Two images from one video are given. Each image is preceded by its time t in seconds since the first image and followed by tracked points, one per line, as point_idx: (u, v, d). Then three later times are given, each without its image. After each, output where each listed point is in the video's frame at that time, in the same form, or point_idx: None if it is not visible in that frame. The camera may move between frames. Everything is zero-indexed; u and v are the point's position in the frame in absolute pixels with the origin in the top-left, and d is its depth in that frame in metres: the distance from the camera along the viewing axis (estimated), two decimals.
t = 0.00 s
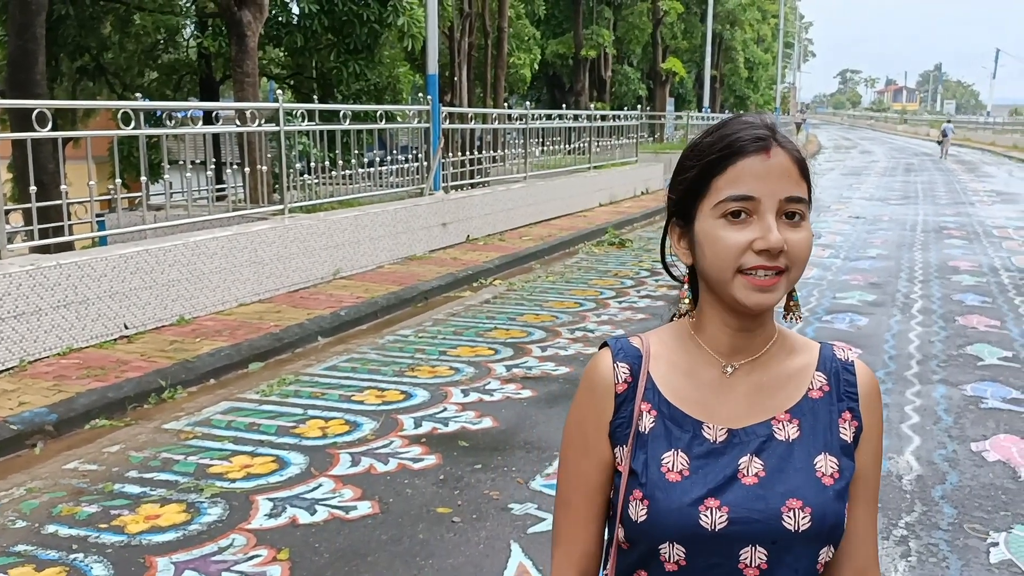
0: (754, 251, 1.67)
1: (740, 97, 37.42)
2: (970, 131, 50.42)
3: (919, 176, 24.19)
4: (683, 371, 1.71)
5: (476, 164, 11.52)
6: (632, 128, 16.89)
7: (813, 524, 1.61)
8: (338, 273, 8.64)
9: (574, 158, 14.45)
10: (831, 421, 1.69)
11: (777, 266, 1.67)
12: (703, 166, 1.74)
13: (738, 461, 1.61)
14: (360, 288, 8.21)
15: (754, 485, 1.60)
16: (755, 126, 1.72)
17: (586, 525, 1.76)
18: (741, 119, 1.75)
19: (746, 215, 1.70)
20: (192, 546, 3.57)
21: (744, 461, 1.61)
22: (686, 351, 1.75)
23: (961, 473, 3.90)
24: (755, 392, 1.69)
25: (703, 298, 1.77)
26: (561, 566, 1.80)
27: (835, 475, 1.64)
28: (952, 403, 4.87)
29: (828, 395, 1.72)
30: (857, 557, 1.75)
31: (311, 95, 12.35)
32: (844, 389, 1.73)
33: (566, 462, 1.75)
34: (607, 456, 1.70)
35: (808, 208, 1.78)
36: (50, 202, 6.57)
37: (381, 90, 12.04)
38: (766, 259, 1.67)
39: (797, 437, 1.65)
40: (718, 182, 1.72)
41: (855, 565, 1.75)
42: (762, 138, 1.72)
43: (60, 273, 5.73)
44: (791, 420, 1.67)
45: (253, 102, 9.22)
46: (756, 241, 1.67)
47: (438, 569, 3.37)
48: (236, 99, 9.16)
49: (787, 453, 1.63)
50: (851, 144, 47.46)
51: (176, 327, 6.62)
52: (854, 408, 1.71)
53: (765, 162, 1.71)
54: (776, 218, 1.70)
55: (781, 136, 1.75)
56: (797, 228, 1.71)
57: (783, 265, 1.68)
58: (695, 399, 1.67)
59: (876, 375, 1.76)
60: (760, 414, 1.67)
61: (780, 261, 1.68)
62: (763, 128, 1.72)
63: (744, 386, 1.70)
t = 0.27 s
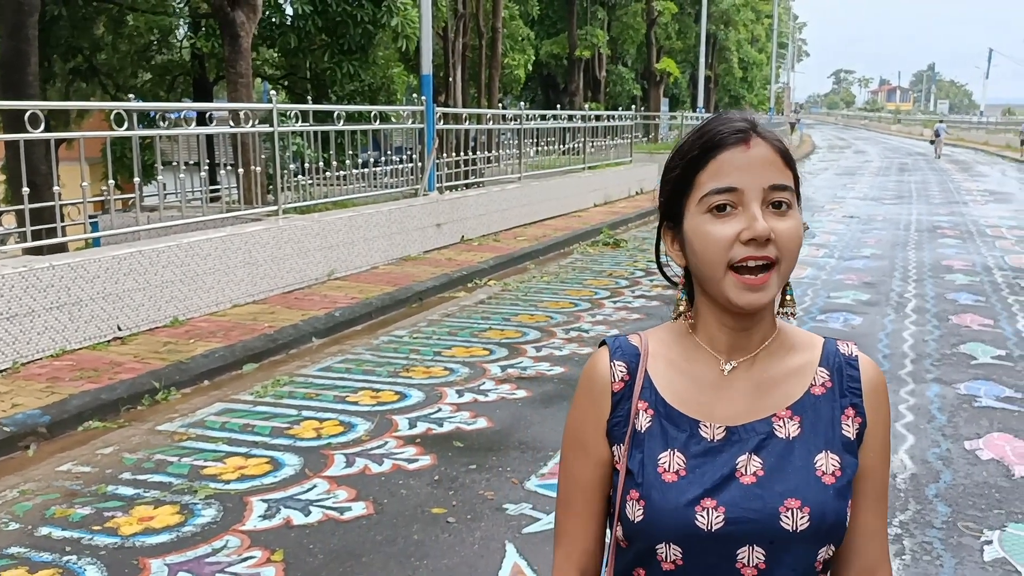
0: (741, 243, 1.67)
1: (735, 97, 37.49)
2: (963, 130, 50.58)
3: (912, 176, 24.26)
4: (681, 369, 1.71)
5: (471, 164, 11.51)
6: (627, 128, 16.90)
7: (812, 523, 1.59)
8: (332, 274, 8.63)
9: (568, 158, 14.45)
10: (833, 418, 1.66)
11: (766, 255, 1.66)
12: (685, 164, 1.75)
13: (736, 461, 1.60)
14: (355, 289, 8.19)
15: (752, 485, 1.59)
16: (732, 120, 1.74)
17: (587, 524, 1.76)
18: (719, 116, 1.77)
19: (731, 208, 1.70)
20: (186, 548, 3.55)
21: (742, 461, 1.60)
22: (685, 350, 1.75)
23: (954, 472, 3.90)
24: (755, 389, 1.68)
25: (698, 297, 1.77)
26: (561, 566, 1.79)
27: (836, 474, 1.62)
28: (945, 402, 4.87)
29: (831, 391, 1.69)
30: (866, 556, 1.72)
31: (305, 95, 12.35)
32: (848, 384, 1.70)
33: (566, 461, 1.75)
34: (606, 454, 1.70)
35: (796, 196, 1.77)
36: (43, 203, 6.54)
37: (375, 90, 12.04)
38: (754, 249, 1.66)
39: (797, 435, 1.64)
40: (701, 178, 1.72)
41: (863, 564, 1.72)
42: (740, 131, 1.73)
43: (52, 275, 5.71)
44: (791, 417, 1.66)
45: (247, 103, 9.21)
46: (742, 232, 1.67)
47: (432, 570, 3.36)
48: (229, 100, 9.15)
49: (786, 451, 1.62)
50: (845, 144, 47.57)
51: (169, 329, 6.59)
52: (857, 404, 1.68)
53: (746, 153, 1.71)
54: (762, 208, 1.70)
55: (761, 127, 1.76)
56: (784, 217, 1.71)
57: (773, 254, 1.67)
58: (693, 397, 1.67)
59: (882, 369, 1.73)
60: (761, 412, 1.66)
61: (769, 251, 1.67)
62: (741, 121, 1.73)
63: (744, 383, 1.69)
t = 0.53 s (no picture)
0: (704, 249, 1.69)
1: (719, 96, 37.61)
2: (945, 128, 50.94)
3: (896, 174, 24.40)
4: (672, 368, 1.73)
5: (457, 164, 11.49)
6: (613, 128, 16.92)
7: (800, 529, 1.58)
8: (318, 275, 8.59)
9: (554, 158, 14.45)
10: (825, 421, 1.65)
11: (730, 257, 1.68)
12: (642, 181, 1.78)
13: (724, 463, 1.61)
14: (341, 290, 8.16)
15: (740, 489, 1.58)
16: (674, 127, 1.76)
17: (578, 522, 1.79)
18: (663, 124, 1.79)
19: (689, 216, 1.72)
20: (171, 552, 3.52)
21: (730, 464, 1.60)
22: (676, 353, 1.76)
23: (939, 467, 3.92)
24: (746, 389, 1.68)
25: (681, 304, 1.79)
26: (554, 562, 1.84)
27: (826, 479, 1.61)
28: (930, 398, 4.89)
29: (824, 394, 1.67)
30: (858, 556, 1.72)
31: (290, 96, 12.31)
32: (841, 387, 1.68)
33: (558, 458, 1.80)
34: (596, 453, 1.74)
35: (759, 187, 1.77)
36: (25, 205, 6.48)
37: (360, 91, 12.01)
38: (716, 253, 1.68)
39: (788, 439, 1.62)
40: (657, 192, 1.76)
41: (855, 563, 1.72)
42: (685, 137, 1.75)
43: (35, 277, 5.66)
44: (782, 420, 1.64)
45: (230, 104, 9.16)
46: (702, 238, 1.69)
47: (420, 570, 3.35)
48: (213, 101, 9.10)
49: (776, 455, 1.61)
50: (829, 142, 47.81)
51: (154, 331, 6.55)
52: (850, 407, 1.66)
53: (696, 158, 1.73)
54: (720, 210, 1.72)
55: (709, 128, 1.77)
56: (744, 213, 1.72)
57: (736, 254, 1.68)
58: (682, 398, 1.68)
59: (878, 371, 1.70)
60: (751, 412, 1.66)
61: (732, 251, 1.68)
62: (683, 127, 1.75)
63: (735, 383, 1.69)
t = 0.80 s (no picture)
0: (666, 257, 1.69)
1: (701, 96, 37.74)
2: (925, 128, 51.36)
3: (876, 173, 24.57)
4: (651, 370, 1.74)
5: (439, 165, 11.47)
6: (595, 128, 16.94)
7: (765, 536, 1.59)
8: (300, 277, 8.54)
9: (537, 159, 14.45)
10: (801, 428, 1.63)
11: (692, 265, 1.67)
12: (615, 188, 1.80)
13: (694, 467, 1.62)
14: (323, 291, 8.12)
15: (707, 493, 1.59)
16: (642, 133, 1.76)
17: (558, 517, 1.83)
18: (635, 129, 1.79)
19: (655, 223, 1.72)
20: (152, 556, 3.49)
21: (700, 468, 1.61)
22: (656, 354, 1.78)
23: (920, 464, 3.94)
24: (720, 394, 1.68)
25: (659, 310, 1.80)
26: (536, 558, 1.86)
27: (797, 487, 1.60)
28: (911, 395, 4.92)
29: (802, 400, 1.65)
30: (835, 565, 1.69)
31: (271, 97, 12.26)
32: (821, 394, 1.65)
33: (541, 454, 1.85)
34: (576, 449, 1.79)
35: (734, 190, 1.74)
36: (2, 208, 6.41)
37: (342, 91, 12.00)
38: (679, 261, 1.68)
39: (761, 445, 1.62)
40: (626, 199, 1.77)
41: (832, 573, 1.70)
42: (653, 143, 1.74)
43: (14, 281, 5.59)
44: (757, 426, 1.63)
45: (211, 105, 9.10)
46: (665, 246, 1.69)
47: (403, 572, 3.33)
48: (193, 102, 9.03)
49: (746, 461, 1.61)
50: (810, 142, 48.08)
51: (134, 334, 6.49)
52: (828, 415, 1.64)
53: (662, 165, 1.73)
54: (685, 216, 1.70)
55: (681, 132, 1.75)
56: (711, 219, 1.70)
57: (700, 262, 1.67)
58: (656, 399, 1.70)
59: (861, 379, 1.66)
60: (723, 417, 1.65)
61: (694, 259, 1.67)
62: (649, 132, 1.74)
63: (709, 388, 1.69)
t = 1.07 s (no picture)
0: (643, 244, 1.69)
1: (683, 97, 37.87)
2: (904, 129, 51.74)
3: (857, 173, 24.74)
4: (621, 365, 1.75)
5: (421, 165, 11.43)
6: (578, 128, 16.95)
7: (729, 536, 1.59)
8: (281, 277, 8.48)
9: (520, 159, 14.43)
10: (768, 430, 1.64)
11: (667, 254, 1.67)
12: (601, 170, 1.80)
13: (662, 466, 1.62)
14: (305, 292, 8.07)
15: (674, 492, 1.60)
16: (635, 119, 1.75)
17: (526, 507, 1.83)
18: (629, 115, 1.79)
19: (637, 209, 1.72)
20: (131, 559, 3.45)
21: (668, 467, 1.61)
22: (629, 347, 1.78)
23: (900, 463, 3.95)
24: (690, 391, 1.69)
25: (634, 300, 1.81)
26: (500, 547, 1.86)
27: (762, 487, 1.61)
28: (891, 394, 4.94)
29: (770, 402, 1.66)
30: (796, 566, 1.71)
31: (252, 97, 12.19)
32: (788, 396, 1.67)
33: (509, 445, 1.84)
34: (544, 442, 1.78)
35: (718, 186, 1.73)
36: None
37: (323, 91, 11.99)
38: (654, 250, 1.68)
39: (727, 445, 1.62)
40: (611, 183, 1.77)
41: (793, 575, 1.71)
42: (643, 129, 1.74)
43: None
44: (724, 426, 1.64)
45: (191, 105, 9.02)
46: (643, 233, 1.69)
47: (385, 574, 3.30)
48: (172, 101, 8.96)
49: (714, 461, 1.61)
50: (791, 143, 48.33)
51: (113, 335, 6.42)
52: (795, 417, 1.65)
53: (649, 152, 1.73)
54: (666, 206, 1.71)
55: (673, 122, 1.75)
56: (691, 212, 1.70)
57: (675, 252, 1.67)
58: (627, 395, 1.70)
59: (828, 382, 1.69)
60: (693, 415, 1.66)
61: (671, 249, 1.67)
62: (641, 120, 1.74)
63: (680, 385, 1.70)
